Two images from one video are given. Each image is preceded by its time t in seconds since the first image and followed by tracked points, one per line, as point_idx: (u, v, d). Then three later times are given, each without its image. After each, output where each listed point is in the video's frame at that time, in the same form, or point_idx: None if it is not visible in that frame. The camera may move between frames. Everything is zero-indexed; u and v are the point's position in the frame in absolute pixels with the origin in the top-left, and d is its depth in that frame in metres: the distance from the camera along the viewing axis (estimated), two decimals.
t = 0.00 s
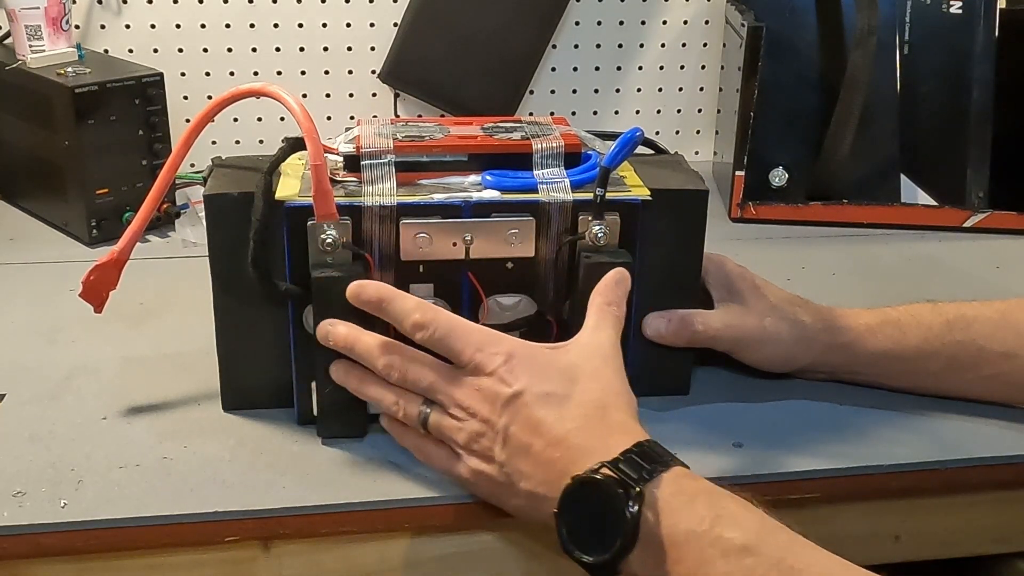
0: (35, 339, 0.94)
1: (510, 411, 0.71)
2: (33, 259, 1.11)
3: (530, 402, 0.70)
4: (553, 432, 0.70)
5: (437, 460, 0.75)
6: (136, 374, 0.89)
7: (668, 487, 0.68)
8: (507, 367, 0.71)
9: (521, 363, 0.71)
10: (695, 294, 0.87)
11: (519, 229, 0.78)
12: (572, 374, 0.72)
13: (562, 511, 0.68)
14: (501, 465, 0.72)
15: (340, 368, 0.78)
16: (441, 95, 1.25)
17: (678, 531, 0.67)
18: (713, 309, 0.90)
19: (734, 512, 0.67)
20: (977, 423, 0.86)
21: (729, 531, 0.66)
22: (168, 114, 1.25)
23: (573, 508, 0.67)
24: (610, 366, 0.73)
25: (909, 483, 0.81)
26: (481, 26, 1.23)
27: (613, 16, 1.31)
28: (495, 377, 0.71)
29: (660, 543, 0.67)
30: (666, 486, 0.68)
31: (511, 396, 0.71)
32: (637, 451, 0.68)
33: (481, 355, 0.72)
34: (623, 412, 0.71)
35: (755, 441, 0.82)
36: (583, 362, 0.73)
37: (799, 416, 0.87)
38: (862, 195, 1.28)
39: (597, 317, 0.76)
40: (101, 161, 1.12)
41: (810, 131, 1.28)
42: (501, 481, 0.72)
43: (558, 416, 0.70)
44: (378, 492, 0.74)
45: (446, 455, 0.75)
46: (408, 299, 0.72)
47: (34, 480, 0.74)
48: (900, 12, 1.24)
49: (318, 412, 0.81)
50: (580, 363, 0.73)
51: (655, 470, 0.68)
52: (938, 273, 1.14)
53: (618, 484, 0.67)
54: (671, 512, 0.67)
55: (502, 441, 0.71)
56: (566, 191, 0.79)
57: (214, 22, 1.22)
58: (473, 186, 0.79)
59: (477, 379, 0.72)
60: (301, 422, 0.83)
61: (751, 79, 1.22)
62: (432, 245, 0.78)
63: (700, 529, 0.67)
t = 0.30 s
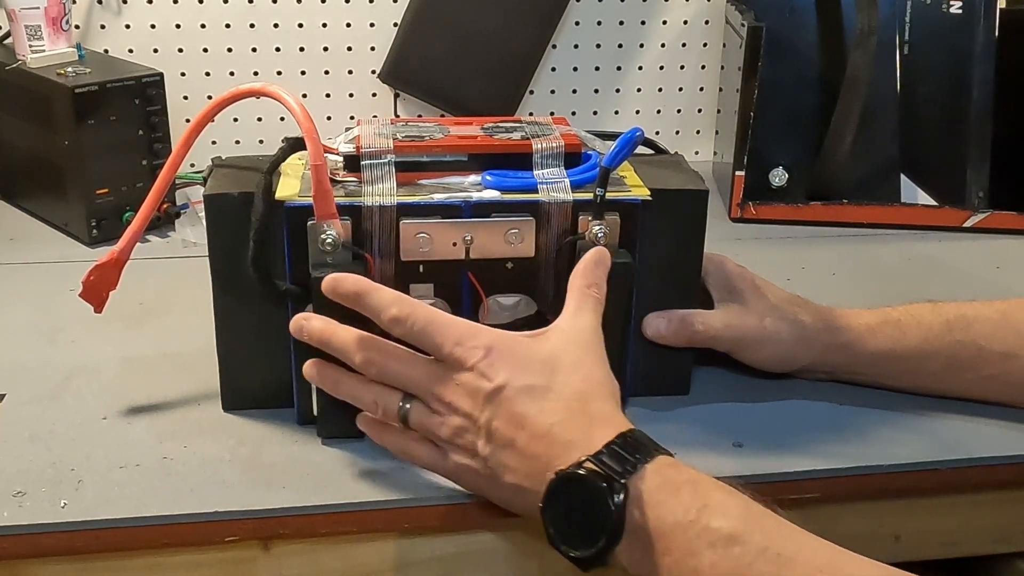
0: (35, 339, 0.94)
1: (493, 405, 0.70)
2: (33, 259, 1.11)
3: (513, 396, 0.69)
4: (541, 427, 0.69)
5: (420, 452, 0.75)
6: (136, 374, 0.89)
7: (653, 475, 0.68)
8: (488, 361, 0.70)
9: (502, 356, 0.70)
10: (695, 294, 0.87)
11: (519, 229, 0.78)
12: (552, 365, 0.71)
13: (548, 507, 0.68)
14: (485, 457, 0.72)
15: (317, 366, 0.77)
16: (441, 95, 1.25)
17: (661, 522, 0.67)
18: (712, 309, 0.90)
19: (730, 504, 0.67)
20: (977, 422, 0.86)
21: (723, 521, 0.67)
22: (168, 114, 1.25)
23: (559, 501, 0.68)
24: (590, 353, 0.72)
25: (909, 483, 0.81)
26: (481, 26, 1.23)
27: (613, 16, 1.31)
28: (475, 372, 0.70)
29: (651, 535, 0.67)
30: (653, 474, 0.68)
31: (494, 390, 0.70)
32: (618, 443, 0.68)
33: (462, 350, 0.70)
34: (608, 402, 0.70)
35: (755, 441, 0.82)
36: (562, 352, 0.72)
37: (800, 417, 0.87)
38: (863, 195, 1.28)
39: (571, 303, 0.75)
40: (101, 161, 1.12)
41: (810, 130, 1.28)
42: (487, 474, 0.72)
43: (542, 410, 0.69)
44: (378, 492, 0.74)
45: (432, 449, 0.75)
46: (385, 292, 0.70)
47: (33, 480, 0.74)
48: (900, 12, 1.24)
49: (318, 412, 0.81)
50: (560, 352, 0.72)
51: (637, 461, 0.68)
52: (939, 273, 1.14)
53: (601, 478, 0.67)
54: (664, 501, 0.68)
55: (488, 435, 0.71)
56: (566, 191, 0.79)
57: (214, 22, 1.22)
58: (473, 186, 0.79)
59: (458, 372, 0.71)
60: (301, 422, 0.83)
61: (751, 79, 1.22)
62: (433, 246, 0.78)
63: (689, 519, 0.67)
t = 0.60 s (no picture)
0: (34, 339, 0.94)
1: (547, 467, 0.68)
2: (33, 259, 1.11)
3: (567, 458, 0.67)
4: (598, 487, 0.68)
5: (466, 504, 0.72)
6: (136, 374, 0.89)
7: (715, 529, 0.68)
8: (540, 422, 0.67)
9: (558, 416, 0.67)
10: (695, 294, 0.87)
11: (519, 229, 0.78)
12: (604, 416, 0.68)
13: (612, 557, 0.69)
14: (533, 510, 0.70)
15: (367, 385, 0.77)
16: (440, 95, 1.25)
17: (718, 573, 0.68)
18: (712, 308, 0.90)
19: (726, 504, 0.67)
20: (977, 422, 0.86)
21: (760, 562, 0.68)
22: (168, 114, 1.25)
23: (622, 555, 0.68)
24: (632, 401, 0.70)
25: (909, 483, 0.81)
26: (480, 27, 1.23)
27: (613, 16, 1.31)
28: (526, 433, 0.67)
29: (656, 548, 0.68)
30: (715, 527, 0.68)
31: (549, 455, 0.67)
32: (691, 496, 0.68)
33: (510, 409, 0.67)
34: (664, 453, 0.69)
35: (755, 440, 0.82)
36: (609, 400, 0.69)
37: (800, 416, 0.87)
38: (863, 195, 1.28)
39: (596, 343, 0.73)
40: (101, 162, 1.12)
41: (810, 131, 1.28)
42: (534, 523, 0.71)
43: (597, 470, 0.67)
44: (377, 493, 0.74)
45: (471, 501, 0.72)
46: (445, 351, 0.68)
47: (33, 480, 0.74)
48: (900, 12, 1.24)
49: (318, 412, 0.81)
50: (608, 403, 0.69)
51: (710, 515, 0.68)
52: (938, 273, 1.14)
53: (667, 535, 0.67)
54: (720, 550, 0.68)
55: (534, 490, 0.69)
56: (566, 191, 0.79)
57: (214, 22, 1.22)
58: (473, 186, 0.79)
59: (503, 432, 0.68)
60: (301, 422, 0.83)
61: (751, 79, 1.22)
62: (433, 246, 0.78)
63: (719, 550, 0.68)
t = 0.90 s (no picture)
0: (35, 339, 0.94)
1: (553, 496, 0.67)
2: (33, 259, 1.11)
3: (572, 487, 0.67)
4: (601, 514, 0.67)
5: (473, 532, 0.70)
6: (136, 374, 0.89)
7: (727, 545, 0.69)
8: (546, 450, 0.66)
9: (566, 448, 0.66)
10: (695, 294, 0.87)
11: (519, 229, 0.78)
12: (609, 443, 0.68)
13: None
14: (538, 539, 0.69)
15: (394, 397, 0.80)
16: (440, 95, 1.25)
17: None
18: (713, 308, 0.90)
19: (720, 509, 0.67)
20: (977, 423, 0.86)
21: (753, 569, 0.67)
22: (168, 114, 1.25)
23: None
24: (626, 427, 0.70)
25: (909, 483, 0.81)
26: (480, 27, 1.23)
27: (613, 16, 1.31)
28: (536, 465, 0.66)
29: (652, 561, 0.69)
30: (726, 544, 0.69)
31: (557, 485, 0.66)
32: (701, 514, 0.69)
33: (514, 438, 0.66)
34: (667, 472, 0.70)
35: (755, 440, 0.82)
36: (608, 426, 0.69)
37: (800, 416, 0.87)
38: (863, 195, 1.28)
39: (576, 373, 0.73)
40: (101, 162, 1.12)
41: (810, 131, 1.28)
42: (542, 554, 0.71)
43: (602, 498, 0.67)
44: (377, 492, 0.74)
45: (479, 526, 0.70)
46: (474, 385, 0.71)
47: (34, 480, 0.74)
48: (900, 13, 1.24)
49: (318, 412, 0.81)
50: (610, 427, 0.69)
51: (722, 532, 0.69)
52: (938, 273, 1.14)
53: (681, 556, 0.68)
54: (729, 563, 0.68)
55: (539, 520, 0.68)
56: (565, 191, 0.79)
57: (214, 22, 1.22)
58: (473, 186, 0.79)
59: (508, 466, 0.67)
60: (301, 422, 0.83)
61: (751, 79, 1.22)
62: (433, 246, 0.78)
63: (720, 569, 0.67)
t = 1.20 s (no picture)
0: (35, 339, 0.94)
1: (446, 448, 0.68)
2: (33, 259, 1.11)
3: (462, 436, 0.67)
4: (497, 465, 0.68)
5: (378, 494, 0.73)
6: (136, 374, 0.89)
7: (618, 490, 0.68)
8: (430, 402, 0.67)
9: (450, 397, 0.67)
10: (695, 294, 0.87)
11: (519, 229, 0.78)
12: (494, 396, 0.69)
13: (516, 531, 0.68)
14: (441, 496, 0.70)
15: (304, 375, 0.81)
16: (440, 95, 1.25)
17: None
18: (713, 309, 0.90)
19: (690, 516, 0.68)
20: (977, 422, 0.86)
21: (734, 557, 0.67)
22: (168, 114, 1.25)
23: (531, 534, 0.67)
24: (513, 379, 0.71)
25: (909, 483, 0.80)
26: (480, 27, 1.23)
27: (613, 16, 1.30)
28: (424, 416, 0.68)
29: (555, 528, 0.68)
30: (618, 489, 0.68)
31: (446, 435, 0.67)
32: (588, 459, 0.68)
33: (400, 391, 0.68)
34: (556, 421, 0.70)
35: (755, 440, 0.82)
36: (495, 377, 0.70)
37: (801, 417, 0.87)
38: (862, 195, 1.28)
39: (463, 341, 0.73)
40: (101, 162, 1.12)
41: (810, 131, 1.28)
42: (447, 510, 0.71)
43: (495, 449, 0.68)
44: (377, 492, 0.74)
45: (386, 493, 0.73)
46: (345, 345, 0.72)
47: (33, 481, 0.74)
48: (900, 12, 1.24)
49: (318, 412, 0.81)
50: (495, 378, 0.70)
51: (608, 474, 0.68)
52: (938, 273, 1.14)
53: (569, 501, 0.67)
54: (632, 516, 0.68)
55: (438, 475, 0.69)
56: (565, 191, 0.79)
57: (214, 22, 1.22)
58: (473, 186, 0.79)
59: (398, 417, 0.69)
60: (301, 422, 0.83)
61: (751, 78, 1.22)
62: (433, 245, 0.78)
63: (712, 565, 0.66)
